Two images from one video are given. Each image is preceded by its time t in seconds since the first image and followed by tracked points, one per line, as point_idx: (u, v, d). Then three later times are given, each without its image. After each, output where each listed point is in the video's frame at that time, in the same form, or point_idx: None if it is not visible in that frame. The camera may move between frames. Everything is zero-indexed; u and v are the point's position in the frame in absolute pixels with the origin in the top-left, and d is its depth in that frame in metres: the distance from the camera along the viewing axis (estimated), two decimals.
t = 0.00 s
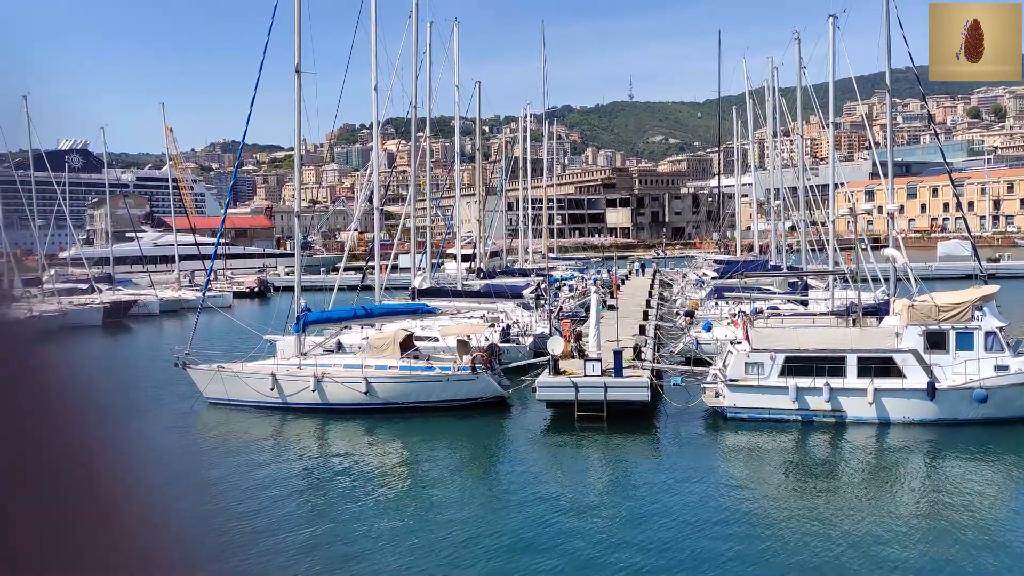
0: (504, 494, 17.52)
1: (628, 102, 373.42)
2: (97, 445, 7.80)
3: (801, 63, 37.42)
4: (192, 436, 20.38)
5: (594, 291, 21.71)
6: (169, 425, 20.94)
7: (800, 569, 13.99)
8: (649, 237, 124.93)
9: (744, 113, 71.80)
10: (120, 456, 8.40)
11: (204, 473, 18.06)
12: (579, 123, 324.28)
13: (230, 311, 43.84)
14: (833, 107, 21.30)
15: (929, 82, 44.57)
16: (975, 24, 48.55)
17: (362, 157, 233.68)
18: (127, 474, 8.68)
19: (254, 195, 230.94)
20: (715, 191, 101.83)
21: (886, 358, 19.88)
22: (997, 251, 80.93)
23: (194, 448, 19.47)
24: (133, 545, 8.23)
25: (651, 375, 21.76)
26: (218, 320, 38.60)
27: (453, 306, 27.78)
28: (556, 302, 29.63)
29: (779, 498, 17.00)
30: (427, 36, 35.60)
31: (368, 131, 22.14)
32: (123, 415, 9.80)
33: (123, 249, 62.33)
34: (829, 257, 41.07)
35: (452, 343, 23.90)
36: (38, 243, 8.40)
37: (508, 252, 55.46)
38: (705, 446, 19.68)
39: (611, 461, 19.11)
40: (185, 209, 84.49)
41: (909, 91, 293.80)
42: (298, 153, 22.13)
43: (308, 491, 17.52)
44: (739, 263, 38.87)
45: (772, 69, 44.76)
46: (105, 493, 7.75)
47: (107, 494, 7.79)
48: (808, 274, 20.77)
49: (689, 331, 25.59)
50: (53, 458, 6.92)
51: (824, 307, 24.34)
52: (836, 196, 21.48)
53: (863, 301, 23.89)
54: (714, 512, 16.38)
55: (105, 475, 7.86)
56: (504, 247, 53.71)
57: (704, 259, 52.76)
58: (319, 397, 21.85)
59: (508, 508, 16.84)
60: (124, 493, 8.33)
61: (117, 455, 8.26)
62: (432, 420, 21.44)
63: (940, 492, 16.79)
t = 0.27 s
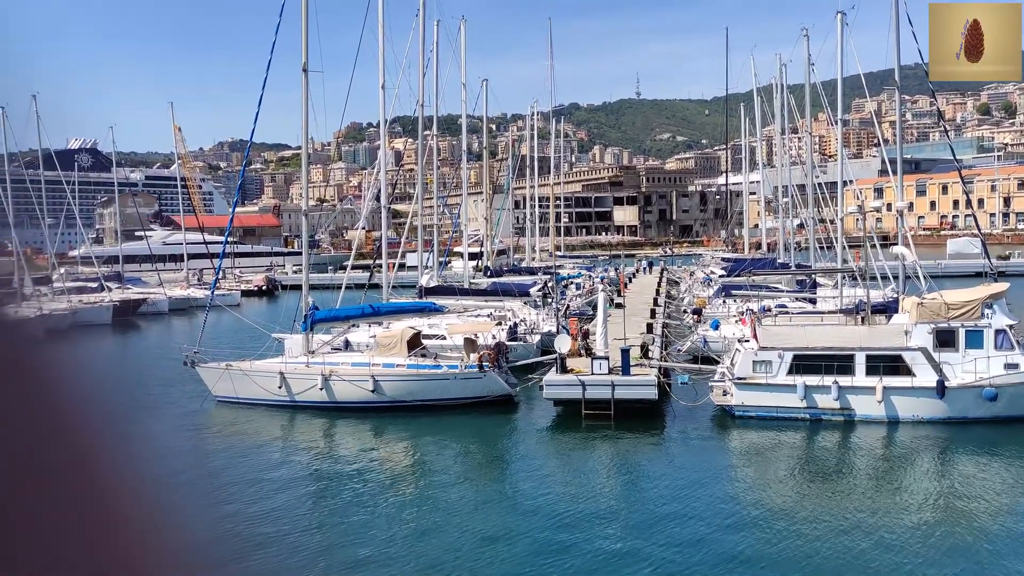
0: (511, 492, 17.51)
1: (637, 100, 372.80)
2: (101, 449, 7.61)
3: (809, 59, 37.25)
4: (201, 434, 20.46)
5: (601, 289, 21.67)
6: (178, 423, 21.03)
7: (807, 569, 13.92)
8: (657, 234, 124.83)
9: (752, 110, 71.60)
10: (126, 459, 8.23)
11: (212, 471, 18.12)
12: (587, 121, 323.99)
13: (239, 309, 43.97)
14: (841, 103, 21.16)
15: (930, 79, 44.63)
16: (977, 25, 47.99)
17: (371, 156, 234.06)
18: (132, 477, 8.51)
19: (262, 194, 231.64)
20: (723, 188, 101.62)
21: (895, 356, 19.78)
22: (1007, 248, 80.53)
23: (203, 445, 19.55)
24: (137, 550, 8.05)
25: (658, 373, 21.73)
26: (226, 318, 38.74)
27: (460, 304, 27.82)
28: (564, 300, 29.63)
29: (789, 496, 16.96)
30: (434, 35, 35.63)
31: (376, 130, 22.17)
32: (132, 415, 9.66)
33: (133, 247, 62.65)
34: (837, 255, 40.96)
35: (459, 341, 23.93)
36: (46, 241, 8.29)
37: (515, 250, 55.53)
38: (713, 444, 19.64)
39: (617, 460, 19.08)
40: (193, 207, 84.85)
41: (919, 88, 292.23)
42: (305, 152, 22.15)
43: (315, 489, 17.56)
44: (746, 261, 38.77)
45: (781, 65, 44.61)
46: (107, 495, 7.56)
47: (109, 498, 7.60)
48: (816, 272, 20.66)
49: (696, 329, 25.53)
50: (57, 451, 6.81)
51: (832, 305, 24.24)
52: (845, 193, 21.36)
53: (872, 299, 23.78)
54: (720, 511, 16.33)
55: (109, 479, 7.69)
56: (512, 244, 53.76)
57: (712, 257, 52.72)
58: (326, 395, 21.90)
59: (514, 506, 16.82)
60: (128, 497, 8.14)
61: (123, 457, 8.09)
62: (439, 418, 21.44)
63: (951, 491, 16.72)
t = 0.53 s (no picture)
0: (516, 490, 17.54)
1: (642, 97, 372.20)
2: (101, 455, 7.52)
3: (814, 56, 37.13)
4: (207, 431, 20.52)
5: (605, 287, 21.67)
6: (184, 421, 21.12)
7: (813, 567, 13.90)
8: (663, 232, 124.79)
9: (757, 107, 71.50)
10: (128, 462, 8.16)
11: (217, 469, 18.19)
12: (593, 118, 323.94)
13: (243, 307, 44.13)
14: (846, 100, 21.09)
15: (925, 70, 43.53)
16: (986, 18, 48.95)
17: (376, 153, 234.28)
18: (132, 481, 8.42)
19: (268, 193, 232.13)
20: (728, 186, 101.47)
21: (900, 354, 19.74)
22: (1013, 245, 80.31)
23: (208, 443, 19.59)
24: (137, 554, 7.99)
25: (663, 371, 21.71)
26: (231, 316, 38.85)
27: (464, 302, 27.86)
28: (568, 298, 29.66)
29: (794, 494, 16.96)
30: (438, 33, 35.62)
31: (380, 128, 22.16)
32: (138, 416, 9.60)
33: (138, 245, 62.88)
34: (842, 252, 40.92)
35: (464, 339, 23.99)
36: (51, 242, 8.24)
37: (519, 248, 55.55)
38: (718, 442, 19.64)
39: (622, 457, 19.10)
40: (199, 206, 85.11)
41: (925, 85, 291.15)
42: (310, 150, 22.20)
43: (320, 487, 17.61)
44: (751, 258, 38.73)
45: (786, 62, 44.53)
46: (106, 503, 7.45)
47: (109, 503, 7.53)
48: (822, 270, 20.61)
49: (701, 327, 25.53)
50: (56, 451, 6.77)
51: (837, 303, 24.21)
52: (850, 190, 21.29)
53: (877, 297, 23.74)
54: (726, 509, 16.33)
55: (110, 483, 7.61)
56: (516, 243, 53.84)
57: (716, 255, 52.71)
58: (331, 393, 21.94)
59: (518, 504, 16.84)
60: (129, 501, 8.07)
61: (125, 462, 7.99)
62: (444, 416, 21.48)
63: (957, 488, 16.69)
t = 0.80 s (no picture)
0: (517, 489, 17.57)
1: (641, 95, 371.95)
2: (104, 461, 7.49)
3: (814, 55, 37.15)
4: (207, 430, 20.52)
5: (606, 286, 21.71)
6: (185, 420, 21.15)
7: (814, 565, 13.94)
8: (662, 231, 124.88)
9: (758, 105, 71.53)
10: (130, 465, 8.15)
11: (218, 468, 18.21)
12: (592, 117, 323.87)
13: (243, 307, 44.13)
14: (847, 100, 21.11)
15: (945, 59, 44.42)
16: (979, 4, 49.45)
17: (375, 152, 234.23)
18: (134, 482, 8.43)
19: (267, 191, 231.88)
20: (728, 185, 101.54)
21: (900, 353, 19.80)
22: (1013, 244, 80.46)
23: (209, 442, 19.59)
24: (140, 552, 7.99)
25: (664, 370, 21.76)
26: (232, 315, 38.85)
27: (465, 301, 27.89)
28: (569, 297, 29.72)
29: (793, 491, 17.03)
30: (438, 31, 35.63)
31: (381, 127, 22.15)
32: (138, 413, 9.56)
33: (138, 244, 62.85)
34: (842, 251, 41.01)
35: (465, 338, 24.01)
36: (50, 241, 8.20)
37: (520, 247, 55.56)
38: (719, 441, 19.68)
39: (623, 456, 19.14)
40: (198, 204, 85.04)
41: (924, 83, 291.20)
42: (310, 149, 22.19)
43: (322, 486, 17.64)
44: (751, 257, 38.80)
45: (786, 62, 44.57)
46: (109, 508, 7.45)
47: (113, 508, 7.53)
48: (822, 269, 20.65)
49: (701, 326, 25.59)
50: (57, 451, 6.77)
51: (837, 302, 24.27)
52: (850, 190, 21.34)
53: (877, 296, 23.81)
54: (727, 507, 16.38)
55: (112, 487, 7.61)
56: (517, 241, 53.87)
57: (716, 253, 52.81)
58: (332, 392, 21.95)
59: (519, 502, 16.87)
60: (132, 498, 8.07)
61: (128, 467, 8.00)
62: (445, 415, 21.51)
63: (955, 486, 16.77)
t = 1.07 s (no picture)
0: (515, 488, 17.59)
1: (637, 94, 371.92)
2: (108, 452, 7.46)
3: (812, 54, 37.18)
4: (205, 429, 20.52)
5: (604, 285, 21.71)
6: (182, 420, 21.13)
7: (810, 563, 14.00)
8: (659, 230, 125.16)
9: (755, 105, 71.65)
10: (136, 457, 8.14)
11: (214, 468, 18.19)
12: (589, 117, 323.96)
13: (241, 306, 44.08)
14: (844, 100, 21.15)
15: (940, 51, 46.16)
16: None
17: (372, 151, 233.93)
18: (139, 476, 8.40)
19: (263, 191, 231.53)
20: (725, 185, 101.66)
21: (897, 352, 19.88)
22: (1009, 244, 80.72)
23: (207, 441, 19.58)
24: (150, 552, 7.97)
25: (661, 369, 21.79)
26: (229, 314, 38.80)
27: (463, 301, 27.89)
28: (567, 297, 29.75)
29: (789, 490, 17.10)
30: (436, 30, 35.61)
31: (379, 126, 22.11)
32: (141, 410, 9.53)
33: (134, 244, 62.71)
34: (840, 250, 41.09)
35: (462, 338, 24.00)
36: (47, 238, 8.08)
37: (518, 246, 55.54)
38: (716, 440, 19.73)
39: (621, 455, 19.17)
40: (195, 204, 84.84)
41: (920, 83, 291.75)
42: (308, 148, 22.15)
43: (319, 485, 17.65)
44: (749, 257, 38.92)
45: (784, 61, 44.65)
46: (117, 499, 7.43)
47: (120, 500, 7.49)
48: (820, 268, 20.71)
49: (699, 325, 25.65)
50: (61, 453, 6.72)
51: (835, 301, 24.36)
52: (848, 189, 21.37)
53: (874, 295, 23.93)
54: (724, 506, 16.43)
55: (119, 481, 7.60)
56: (515, 241, 53.86)
57: (715, 253, 52.89)
58: (329, 391, 21.94)
59: (516, 501, 16.92)
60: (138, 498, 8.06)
61: (133, 458, 7.99)
62: (442, 414, 21.50)
63: (951, 485, 16.85)
